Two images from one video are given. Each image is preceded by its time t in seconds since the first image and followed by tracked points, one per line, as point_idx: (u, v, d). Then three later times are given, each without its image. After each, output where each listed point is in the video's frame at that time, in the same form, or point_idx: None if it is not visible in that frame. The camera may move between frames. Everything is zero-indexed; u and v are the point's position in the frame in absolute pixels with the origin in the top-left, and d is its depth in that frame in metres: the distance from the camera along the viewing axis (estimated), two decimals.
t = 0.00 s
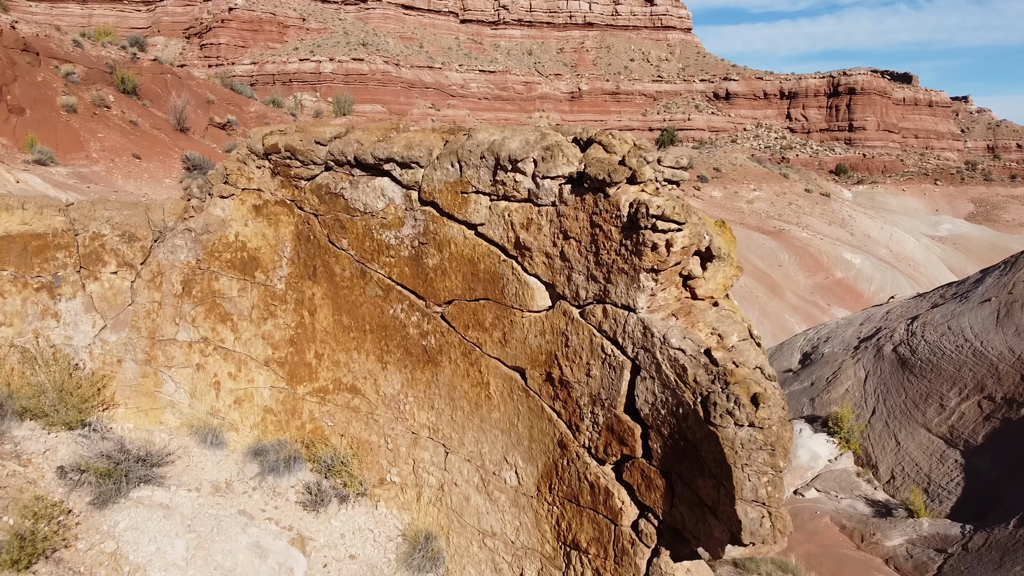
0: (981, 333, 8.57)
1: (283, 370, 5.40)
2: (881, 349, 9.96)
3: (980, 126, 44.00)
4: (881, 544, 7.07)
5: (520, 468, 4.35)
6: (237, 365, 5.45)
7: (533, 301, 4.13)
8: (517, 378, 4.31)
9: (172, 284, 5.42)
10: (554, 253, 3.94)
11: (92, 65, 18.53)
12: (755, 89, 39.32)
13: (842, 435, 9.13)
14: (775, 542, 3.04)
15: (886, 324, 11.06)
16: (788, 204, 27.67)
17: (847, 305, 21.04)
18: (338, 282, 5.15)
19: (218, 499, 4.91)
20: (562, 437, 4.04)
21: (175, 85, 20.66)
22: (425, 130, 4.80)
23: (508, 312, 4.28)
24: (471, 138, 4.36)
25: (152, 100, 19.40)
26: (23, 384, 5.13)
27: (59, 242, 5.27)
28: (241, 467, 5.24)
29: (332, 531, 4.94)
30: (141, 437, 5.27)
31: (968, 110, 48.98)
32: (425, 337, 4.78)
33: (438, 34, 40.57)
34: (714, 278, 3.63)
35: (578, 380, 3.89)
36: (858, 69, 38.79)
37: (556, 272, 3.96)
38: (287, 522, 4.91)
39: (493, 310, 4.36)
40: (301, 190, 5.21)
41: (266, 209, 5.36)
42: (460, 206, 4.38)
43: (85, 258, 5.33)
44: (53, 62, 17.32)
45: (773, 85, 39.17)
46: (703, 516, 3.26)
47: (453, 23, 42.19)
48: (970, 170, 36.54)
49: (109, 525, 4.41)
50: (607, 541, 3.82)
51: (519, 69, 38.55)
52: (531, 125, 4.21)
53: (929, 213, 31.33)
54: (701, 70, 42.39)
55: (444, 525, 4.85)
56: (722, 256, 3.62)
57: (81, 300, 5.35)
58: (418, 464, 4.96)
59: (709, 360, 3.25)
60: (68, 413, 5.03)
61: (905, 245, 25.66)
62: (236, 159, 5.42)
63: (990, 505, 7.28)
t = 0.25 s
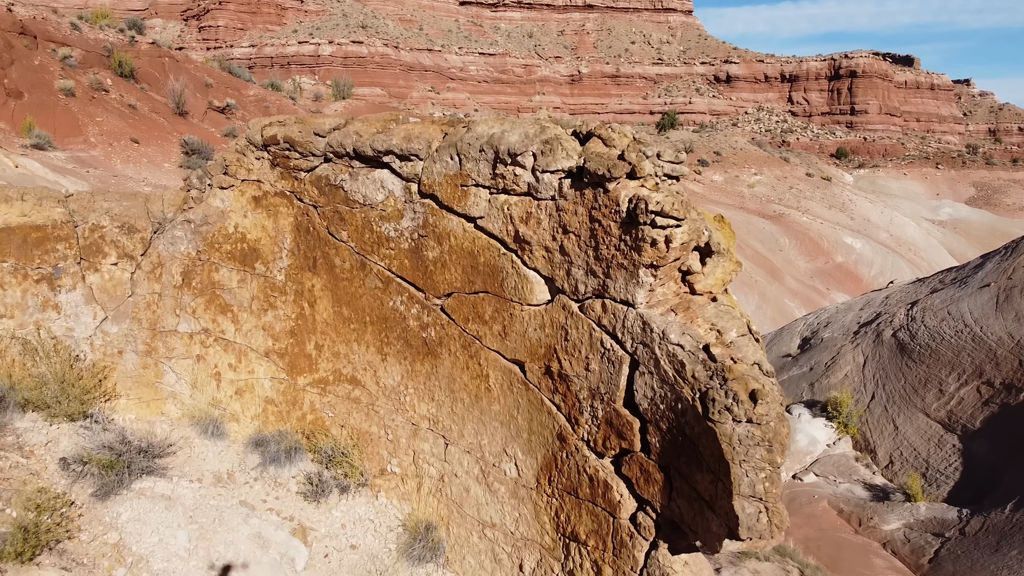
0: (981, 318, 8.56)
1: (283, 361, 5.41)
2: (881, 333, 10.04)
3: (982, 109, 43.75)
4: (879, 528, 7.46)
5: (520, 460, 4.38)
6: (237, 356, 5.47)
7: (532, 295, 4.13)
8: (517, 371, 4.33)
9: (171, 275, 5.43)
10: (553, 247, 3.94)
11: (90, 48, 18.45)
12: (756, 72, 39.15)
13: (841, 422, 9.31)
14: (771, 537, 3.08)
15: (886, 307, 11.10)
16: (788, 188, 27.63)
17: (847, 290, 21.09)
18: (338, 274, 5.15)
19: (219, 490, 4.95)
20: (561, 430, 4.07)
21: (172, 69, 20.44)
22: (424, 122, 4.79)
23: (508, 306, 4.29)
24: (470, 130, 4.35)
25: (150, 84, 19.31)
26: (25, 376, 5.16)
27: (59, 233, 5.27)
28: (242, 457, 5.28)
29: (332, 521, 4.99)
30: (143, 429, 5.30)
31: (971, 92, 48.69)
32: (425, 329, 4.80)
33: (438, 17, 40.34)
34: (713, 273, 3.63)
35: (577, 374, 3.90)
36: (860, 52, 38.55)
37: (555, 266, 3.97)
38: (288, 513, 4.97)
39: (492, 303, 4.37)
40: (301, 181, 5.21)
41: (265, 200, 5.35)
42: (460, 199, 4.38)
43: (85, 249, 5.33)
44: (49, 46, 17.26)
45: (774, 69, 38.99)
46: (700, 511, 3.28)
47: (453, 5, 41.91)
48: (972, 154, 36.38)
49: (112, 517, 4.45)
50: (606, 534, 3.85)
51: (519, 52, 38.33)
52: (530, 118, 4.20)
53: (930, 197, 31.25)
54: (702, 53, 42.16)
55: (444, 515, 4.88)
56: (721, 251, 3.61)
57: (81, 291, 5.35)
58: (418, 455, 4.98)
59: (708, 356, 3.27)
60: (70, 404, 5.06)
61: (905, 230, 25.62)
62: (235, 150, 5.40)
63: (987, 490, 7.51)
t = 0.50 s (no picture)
0: (979, 302, 8.63)
1: (284, 352, 5.43)
2: (881, 318, 10.16)
3: (984, 92, 43.42)
4: (876, 512, 7.70)
5: (519, 452, 4.40)
6: (238, 347, 5.48)
7: (532, 288, 4.15)
8: (516, 364, 4.35)
9: (172, 266, 5.44)
10: (553, 241, 3.95)
11: (88, 31, 18.38)
12: (757, 55, 38.98)
13: (840, 407, 9.53)
14: (768, 531, 3.11)
15: (886, 291, 11.17)
16: (789, 172, 27.57)
17: (847, 274, 21.12)
18: (338, 266, 5.16)
19: (221, 481, 4.99)
20: (561, 423, 4.09)
21: (171, 52, 20.43)
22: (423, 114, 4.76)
23: (508, 299, 4.30)
24: (470, 123, 4.34)
25: (149, 67, 19.24)
26: (27, 367, 5.18)
27: (59, 225, 5.27)
28: (244, 448, 5.32)
29: (333, 511, 5.04)
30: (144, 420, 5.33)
31: (973, 75, 48.39)
32: (425, 321, 4.81)
33: None
34: (713, 268, 3.63)
35: (577, 368, 3.92)
36: (862, 34, 38.30)
37: (555, 260, 3.98)
38: (290, 503, 5.03)
39: (492, 296, 4.38)
40: (301, 173, 5.20)
41: (265, 191, 5.35)
42: (460, 192, 4.38)
43: (85, 241, 5.34)
44: (47, 29, 17.21)
45: (776, 51, 38.79)
46: (699, 505, 3.31)
47: None
48: (974, 137, 36.22)
49: (115, 508, 4.49)
50: (605, 526, 3.88)
51: (519, 34, 38.13)
52: (530, 111, 4.19)
53: (931, 181, 31.16)
54: (703, 36, 41.91)
55: (444, 506, 4.93)
56: (721, 247, 3.61)
57: (81, 283, 5.36)
58: (419, 446, 5.02)
59: (707, 352, 3.28)
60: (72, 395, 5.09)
61: (906, 214, 25.58)
62: (235, 140, 5.39)
63: (986, 474, 7.67)
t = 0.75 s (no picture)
0: (979, 288, 9.05)
1: (285, 343, 5.45)
2: (881, 304, 10.53)
3: (987, 74, 43.07)
4: (874, 496, 8.00)
5: (519, 444, 4.43)
6: (239, 338, 5.50)
7: (532, 282, 4.15)
8: (517, 357, 4.37)
9: (172, 258, 5.45)
10: (553, 236, 3.96)
11: (84, 14, 18.29)
12: (759, 37, 38.81)
13: (840, 392, 9.88)
14: (766, 526, 3.13)
15: (886, 277, 11.51)
16: (789, 156, 27.51)
17: (847, 259, 21.15)
18: (338, 257, 5.17)
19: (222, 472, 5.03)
20: (561, 416, 4.11)
21: (169, 35, 20.31)
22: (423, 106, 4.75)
23: (508, 292, 4.31)
24: (470, 116, 4.33)
25: (146, 51, 19.13)
26: (29, 359, 5.22)
27: (60, 217, 5.27)
28: (245, 439, 5.35)
29: (335, 502, 5.09)
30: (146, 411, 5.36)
31: (976, 58, 48.08)
32: (425, 314, 4.83)
33: None
34: (713, 263, 3.62)
35: (577, 361, 3.94)
36: (864, 17, 38.06)
37: (555, 255, 3.98)
38: (291, 494, 5.07)
39: (493, 289, 4.39)
40: (300, 164, 5.20)
41: (265, 182, 5.35)
42: (460, 185, 4.38)
43: (86, 232, 5.34)
44: (44, 12, 17.13)
45: (777, 34, 38.58)
46: (697, 499, 3.34)
47: None
48: (975, 120, 36.01)
49: (118, 499, 4.52)
50: (604, 518, 3.91)
51: (519, 17, 37.91)
52: (531, 104, 4.18)
53: (932, 165, 31.07)
54: (705, 18, 41.66)
55: (445, 496, 4.96)
56: (721, 242, 3.60)
57: (83, 274, 5.37)
58: (419, 437, 5.05)
59: (706, 348, 3.30)
60: (74, 387, 5.14)
61: (906, 198, 25.54)
62: (234, 131, 5.38)
63: (982, 459, 8.06)
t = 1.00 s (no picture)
0: (980, 274, 9.11)
1: (286, 334, 5.47)
2: (881, 289, 10.58)
3: (989, 58, 42.70)
4: (873, 480, 8.11)
5: (520, 436, 4.46)
6: (241, 329, 5.52)
7: (533, 276, 4.17)
8: (517, 350, 4.38)
9: (173, 249, 5.45)
10: (554, 230, 3.96)
11: None
12: (760, 20, 38.62)
13: (839, 376, 9.96)
14: (765, 521, 3.14)
15: (886, 262, 11.55)
16: (790, 140, 27.43)
17: (847, 243, 21.16)
18: (339, 249, 5.18)
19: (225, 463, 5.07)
20: (561, 409, 4.14)
21: (167, 18, 20.19)
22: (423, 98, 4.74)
23: (509, 286, 4.32)
24: (471, 109, 4.32)
25: (144, 34, 19.04)
26: (31, 351, 5.24)
27: (61, 209, 5.27)
28: (247, 430, 5.39)
29: (337, 492, 5.13)
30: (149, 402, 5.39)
31: (978, 40, 47.77)
32: (426, 306, 4.84)
33: None
34: (713, 259, 3.62)
35: (577, 355, 3.96)
36: None
37: (556, 249, 3.99)
38: (293, 485, 5.11)
39: (493, 282, 4.41)
40: (301, 156, 5.19)
41: (265, 174, 5.35)
42: (461, 178, 4.38)
43: (87, 224, 5.34)
44: None
45: (779, 16, 38.35)
46: (696, 493, 3.37)
47: None
48: (977, 103, 35.85)
49: (122, 491, 4.55)
50: (604, 511, 3.95)
51: None
52: (531, 98, 4.17)
53: (934, 149, 30.96)
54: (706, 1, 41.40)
55: (446, 487, 5.00)
56: (721, 238, 3.59)
57: (84, 266, 5.37)
58: (420, 428, 5.08)
59: (706, 344, 3.32)
60: (77, 379, 5.18)
61: (907, 182, 25.49)
62: (235, 123, 5.37)
63: (980, 444, 8.14)
